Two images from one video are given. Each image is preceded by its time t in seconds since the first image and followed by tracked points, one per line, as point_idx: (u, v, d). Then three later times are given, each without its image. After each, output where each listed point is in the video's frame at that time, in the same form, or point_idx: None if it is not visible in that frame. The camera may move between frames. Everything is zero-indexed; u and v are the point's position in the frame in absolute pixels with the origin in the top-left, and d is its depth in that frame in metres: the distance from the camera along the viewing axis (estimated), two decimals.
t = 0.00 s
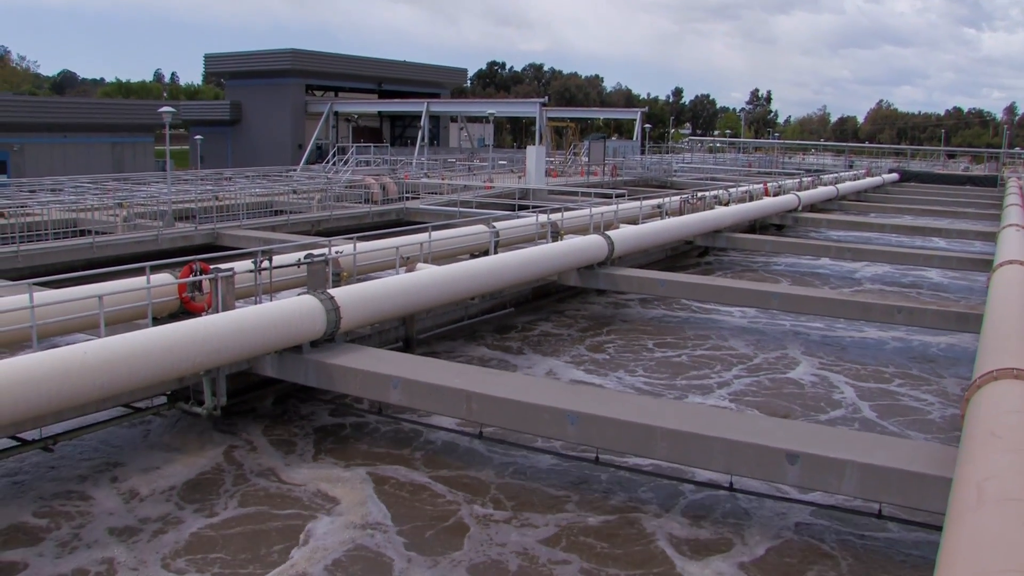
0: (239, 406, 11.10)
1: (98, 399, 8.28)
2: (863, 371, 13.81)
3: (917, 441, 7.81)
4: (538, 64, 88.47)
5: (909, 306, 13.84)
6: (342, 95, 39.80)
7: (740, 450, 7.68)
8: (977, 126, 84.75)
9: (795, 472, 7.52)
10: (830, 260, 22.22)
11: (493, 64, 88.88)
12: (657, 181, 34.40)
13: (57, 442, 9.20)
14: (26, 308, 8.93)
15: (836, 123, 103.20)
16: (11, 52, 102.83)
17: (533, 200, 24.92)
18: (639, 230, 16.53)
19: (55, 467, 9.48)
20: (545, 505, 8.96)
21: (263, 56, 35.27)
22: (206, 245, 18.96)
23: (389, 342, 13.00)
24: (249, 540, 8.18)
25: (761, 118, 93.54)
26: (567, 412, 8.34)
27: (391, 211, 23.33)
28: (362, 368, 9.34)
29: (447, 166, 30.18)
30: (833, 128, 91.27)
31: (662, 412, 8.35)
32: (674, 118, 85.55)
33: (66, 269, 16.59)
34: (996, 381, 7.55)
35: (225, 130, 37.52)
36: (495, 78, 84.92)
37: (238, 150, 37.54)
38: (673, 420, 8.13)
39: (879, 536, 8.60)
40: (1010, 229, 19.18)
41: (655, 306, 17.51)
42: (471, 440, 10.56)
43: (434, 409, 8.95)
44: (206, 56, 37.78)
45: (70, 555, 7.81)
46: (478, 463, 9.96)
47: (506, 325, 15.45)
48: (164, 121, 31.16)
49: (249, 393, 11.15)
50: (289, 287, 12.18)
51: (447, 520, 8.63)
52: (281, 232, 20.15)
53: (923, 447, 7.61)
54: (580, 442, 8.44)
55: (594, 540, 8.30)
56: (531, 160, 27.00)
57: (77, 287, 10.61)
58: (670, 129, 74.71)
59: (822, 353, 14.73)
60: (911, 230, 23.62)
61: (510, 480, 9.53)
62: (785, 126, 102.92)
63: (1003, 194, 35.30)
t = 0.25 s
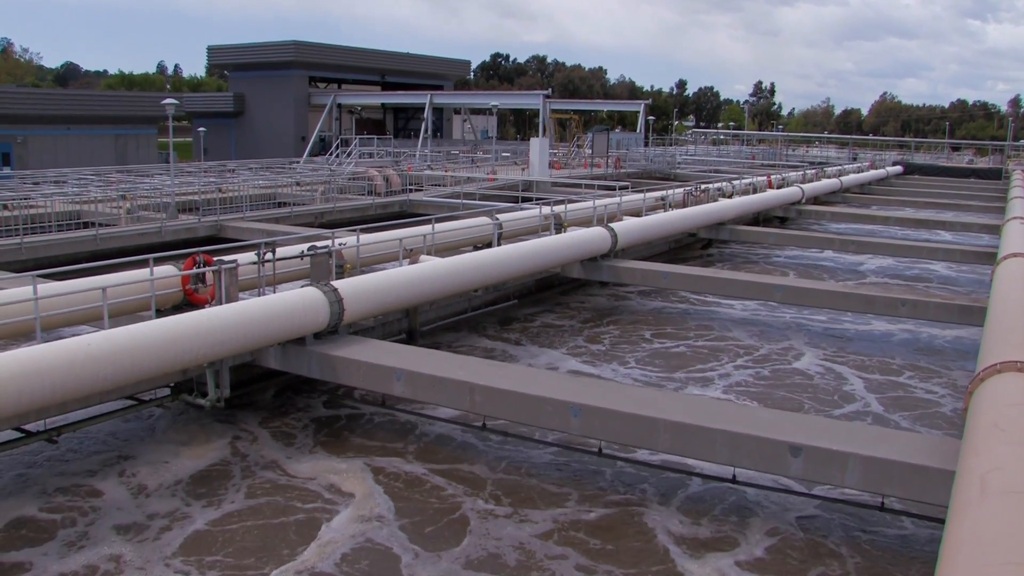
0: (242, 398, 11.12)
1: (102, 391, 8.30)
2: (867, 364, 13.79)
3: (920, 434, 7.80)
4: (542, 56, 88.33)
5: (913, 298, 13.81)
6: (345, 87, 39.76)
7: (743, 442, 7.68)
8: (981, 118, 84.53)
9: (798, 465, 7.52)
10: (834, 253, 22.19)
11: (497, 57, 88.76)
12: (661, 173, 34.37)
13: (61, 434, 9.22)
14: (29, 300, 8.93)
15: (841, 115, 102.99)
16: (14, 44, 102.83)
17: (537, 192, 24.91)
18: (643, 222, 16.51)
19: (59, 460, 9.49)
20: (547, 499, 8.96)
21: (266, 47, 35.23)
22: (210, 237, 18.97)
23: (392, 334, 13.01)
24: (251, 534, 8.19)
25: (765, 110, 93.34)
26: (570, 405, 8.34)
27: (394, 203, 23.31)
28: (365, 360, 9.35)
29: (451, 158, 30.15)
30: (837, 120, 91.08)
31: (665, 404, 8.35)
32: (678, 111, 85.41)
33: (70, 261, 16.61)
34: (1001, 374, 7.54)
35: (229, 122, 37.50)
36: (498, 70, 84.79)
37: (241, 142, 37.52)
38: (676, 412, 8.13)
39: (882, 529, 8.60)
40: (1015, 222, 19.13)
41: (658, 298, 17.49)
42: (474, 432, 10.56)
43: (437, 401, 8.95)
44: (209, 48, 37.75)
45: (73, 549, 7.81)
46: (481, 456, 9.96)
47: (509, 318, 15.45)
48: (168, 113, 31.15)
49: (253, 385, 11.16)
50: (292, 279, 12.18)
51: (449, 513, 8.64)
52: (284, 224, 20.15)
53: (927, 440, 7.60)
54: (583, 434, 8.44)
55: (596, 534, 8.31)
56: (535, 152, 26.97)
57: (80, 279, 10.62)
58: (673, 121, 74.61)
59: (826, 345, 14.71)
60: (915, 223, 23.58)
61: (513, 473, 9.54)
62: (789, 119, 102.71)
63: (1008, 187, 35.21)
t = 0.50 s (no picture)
0: (246, 389, 11.13)
1: (106, 382, 8.31)
2: (870, 356, 13.78)
3: (924, 425, 7.80)
4: (546, 47, 88.20)
5: (917, 290, 13.79)
6: (349, 78, 39.72)
7: (746, 434, 7.68)
8: (986, 110, 84.32)
9: (801, 457, 7.52)
10: (838, 245, 22.16)
11: (501, 48, 88.65)
12: (664, 165, 34.32)
13: (66, 424, 9.24)
14: (33, 291, 8.93)
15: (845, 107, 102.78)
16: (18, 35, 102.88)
17: (540, 184, 24.89)
18: (646, 214, 16.49)
19: (63, 452, 9.50)
20: (549, 491, 8.97)
21: (269, 38, 35.18)
22: (213, 228, 18.98)
23: (395, 325, 13.02)
24: (255, 526, 8.19)
25: (769, 101, 93.16)
26: (574, 396, 8.34)
27: (398, 194, 23.30)
28: (369, 351, 9.35)
29: (454, 149, 30.13)
30: (841, 112, 90.89)
31: (669, 396, 8.35)
32: (682, 102, 85.26)
33: (74, 253, 16.62)
34: (1004, 366, 7.52)
35: (232, 114, 37.48)
36: (502, 61, 84.68)
37: (245, 133, 37.50)
38: (679, 404, 8.12)
39: (885, 522, 8.60)
40: (1019, 214, 19.08)
41: (662, 290, 17.49)
42: (476, 424, 10.57)
43: (440, 393, 8.96)
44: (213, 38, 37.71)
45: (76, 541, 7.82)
46: (484, 448, 9.97)
47: (512, 309, 15.44)
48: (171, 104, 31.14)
49: (256, 376, 11.17)
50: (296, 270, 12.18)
51: (453, 505, 8.65)
52: (288, 215, 20.15)
53: (930, 432, 7.60)
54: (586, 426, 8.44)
55: (599, 527, 8.31)
56: (538, 143, 26.94)
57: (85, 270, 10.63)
58: (677, 112, 74.50)
59: (830, 337, 14.70)
60: (919, 215, 23.54)
61: (515, 465, 9.55)
62: (793, 110, 102.49)
63: (1013, 179, 35.14)
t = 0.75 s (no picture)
0: (249, 380, 11.16)
1: (110, 373, 8.33)
2: (873, 348, 13.78)
3: (926, 418, 7.79)
4: (550, 39, 88.04)
5: (921, 283, 13.76)
6: (352, 69, 39.66)
7: (749, 426, 7.68)
8: (991, 102, 84.08)
9: (804, 449, 7.52)
10: (841, 236, 22.14)
11: (504, 39, 88.51)
12: (668, 157, 34.27)
13: (70, 415, 9.25)
14: (37, 282, 8.95)
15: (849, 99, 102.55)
16: (20, 28, 102.87)
17: (544, 175, 24.88)
18: (650, 205, 16.48)
19: (66, 442, 9.52)
20: (552, 483, 8.98)
21: (272, 30, 35.12)
22: (217, 219, 18.97)
23: (399, 317, 13.03)
24: (257, 518, 8.20)
25: (773, 93, 92.93)
26: (577, 387, 8.34)
27: (401, 185, 23.28)
28: (372, 342, 9.36)
29: (458, 140, 30.11)
30: (846, 103, 90.65)
31: (673, 387, 8.35)
32: (686, 94, 85.12)
33: (78, 244, 16.63)
34: (1008, 358, 7.51)
35: (235, 105, 37.44)
36: (506, 52, 84.54)
37: (248, 125, 37.47)
38: (683, 396, 8.13)
39: (888, 514, 8.60)
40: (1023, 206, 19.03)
41: (665, 281, 17.48)
42: (480, 416, 10.59)
43: (444, 384, 8.96)
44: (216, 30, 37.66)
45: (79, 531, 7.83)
46: (487, 439, 9.98)
47: (515, 301, 15.44)
48: (174, 96, 31.10)
49: (259, 367, 11.19)
50: (299, 261, 12.19)
51: (455, 497, 8.66)
52: (291, 206, 20.15)
53: (933, 424, 7.59)
54: (589, 417, 8.44)
55: (602, 518, 8.32)
56: (541, 135, 26.91)
57: (88, 261, 10.63)
58: (681, 104, 74.38)
59: (833, 329, 14.68)
60: (923, 207, 23.50)
61: (518, 456, 9.56)
62: (797, 102, 102.28)
63: (1017, 172, 35.06)
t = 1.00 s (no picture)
0: (253, 371, 11.17)
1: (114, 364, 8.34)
2: (876, 339, 13.76)
3: (930, 409, 7.78)
4: (554, 29, 87.88)
5: (925, 275, 13.73)
6: (356, 60, 39.62)
7: (753, 417, 7.67)
8: (996, 93, 83.79)
9: (807, 440, 7.52)
10: (845, 228, 22.10)
11: (508, 30, 88.36)
12: (672, 148, 34.22)
13: (74, 406, 9.27)
14: (41, 273, 8.95)
15: (854, 91, 102.25)
16: (24, 18, 102.83)
17: (548, 166, 24.85)
18: (654, 197, 16.46)
19: (71, 433, 9.54)
20: (555, 474, 8.99)
21: (276, 20, 35.08)
22: (221, 210, 18.98)
23: (403, 307, 13.03)
24: (261, 509, 8.22)
25: (778, 84, 92.70)
26: (581, 378, 8.34)
27: (405, 176, 23.27)
28: (376, 333, 9.36)
29: (461, 131, 30.07)
30: (851, 95, 90.41)
31: (676, 379, 8.34)
32: (690, 85, 84.93)
33: (82, 235, 16.65)
34: (1012, 350, 7.50)
35: (239, 96, 37.43)
36: (510, 43, 84.41)
37: (252, 115, 37.46)
38: (686, 387, 8.12)
39: (892, 506, 8.60)
40: None
41: (669, 272, 17.47)
42: (484, 407, 10.60)
43: (447, 374, 8.97)
44: (220, 20, 37.62)
45: (83, 522, 7.85)
46: (490, 430, 9.99)
47: (519, 291, 15.44)
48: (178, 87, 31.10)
49: (263, 358, 11.20)
50: (303, 252, 12.20)
51: (458, 488, 8.66)
52: (294, 197, 20.15)
53: (937, 416, 7.59)
54: (592, 408, 8.45)
55: (606, 510, 8.32)
56: (545, 125, 26.88)
57: (92, 252, 10.64)
58: (685, 95, 74.23)
59: (837, 320, 14.66)
60: (928, 199, 23.45)
61: (521, 447, 9.56)
62: (802, 93, 102.01)
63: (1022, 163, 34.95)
